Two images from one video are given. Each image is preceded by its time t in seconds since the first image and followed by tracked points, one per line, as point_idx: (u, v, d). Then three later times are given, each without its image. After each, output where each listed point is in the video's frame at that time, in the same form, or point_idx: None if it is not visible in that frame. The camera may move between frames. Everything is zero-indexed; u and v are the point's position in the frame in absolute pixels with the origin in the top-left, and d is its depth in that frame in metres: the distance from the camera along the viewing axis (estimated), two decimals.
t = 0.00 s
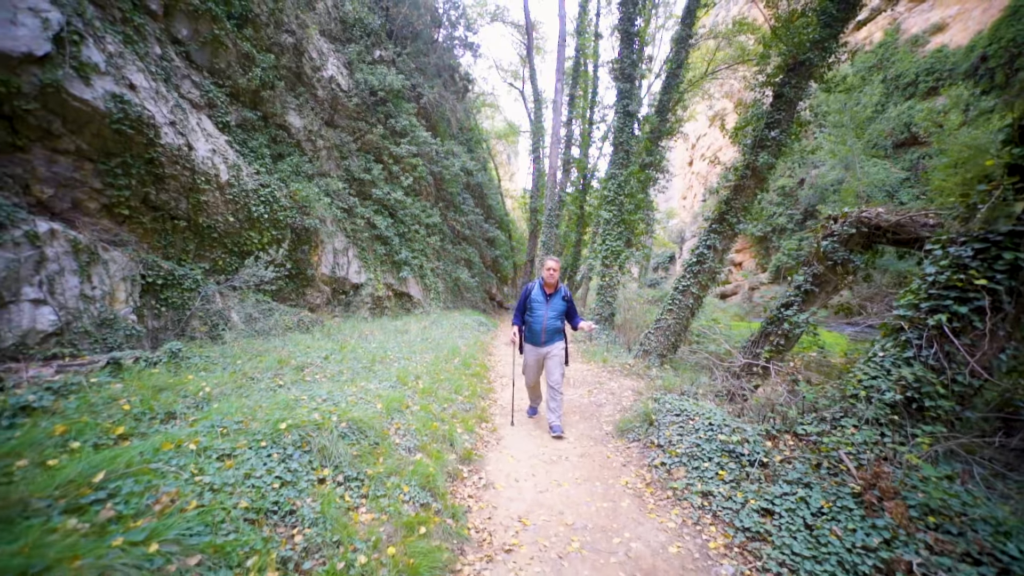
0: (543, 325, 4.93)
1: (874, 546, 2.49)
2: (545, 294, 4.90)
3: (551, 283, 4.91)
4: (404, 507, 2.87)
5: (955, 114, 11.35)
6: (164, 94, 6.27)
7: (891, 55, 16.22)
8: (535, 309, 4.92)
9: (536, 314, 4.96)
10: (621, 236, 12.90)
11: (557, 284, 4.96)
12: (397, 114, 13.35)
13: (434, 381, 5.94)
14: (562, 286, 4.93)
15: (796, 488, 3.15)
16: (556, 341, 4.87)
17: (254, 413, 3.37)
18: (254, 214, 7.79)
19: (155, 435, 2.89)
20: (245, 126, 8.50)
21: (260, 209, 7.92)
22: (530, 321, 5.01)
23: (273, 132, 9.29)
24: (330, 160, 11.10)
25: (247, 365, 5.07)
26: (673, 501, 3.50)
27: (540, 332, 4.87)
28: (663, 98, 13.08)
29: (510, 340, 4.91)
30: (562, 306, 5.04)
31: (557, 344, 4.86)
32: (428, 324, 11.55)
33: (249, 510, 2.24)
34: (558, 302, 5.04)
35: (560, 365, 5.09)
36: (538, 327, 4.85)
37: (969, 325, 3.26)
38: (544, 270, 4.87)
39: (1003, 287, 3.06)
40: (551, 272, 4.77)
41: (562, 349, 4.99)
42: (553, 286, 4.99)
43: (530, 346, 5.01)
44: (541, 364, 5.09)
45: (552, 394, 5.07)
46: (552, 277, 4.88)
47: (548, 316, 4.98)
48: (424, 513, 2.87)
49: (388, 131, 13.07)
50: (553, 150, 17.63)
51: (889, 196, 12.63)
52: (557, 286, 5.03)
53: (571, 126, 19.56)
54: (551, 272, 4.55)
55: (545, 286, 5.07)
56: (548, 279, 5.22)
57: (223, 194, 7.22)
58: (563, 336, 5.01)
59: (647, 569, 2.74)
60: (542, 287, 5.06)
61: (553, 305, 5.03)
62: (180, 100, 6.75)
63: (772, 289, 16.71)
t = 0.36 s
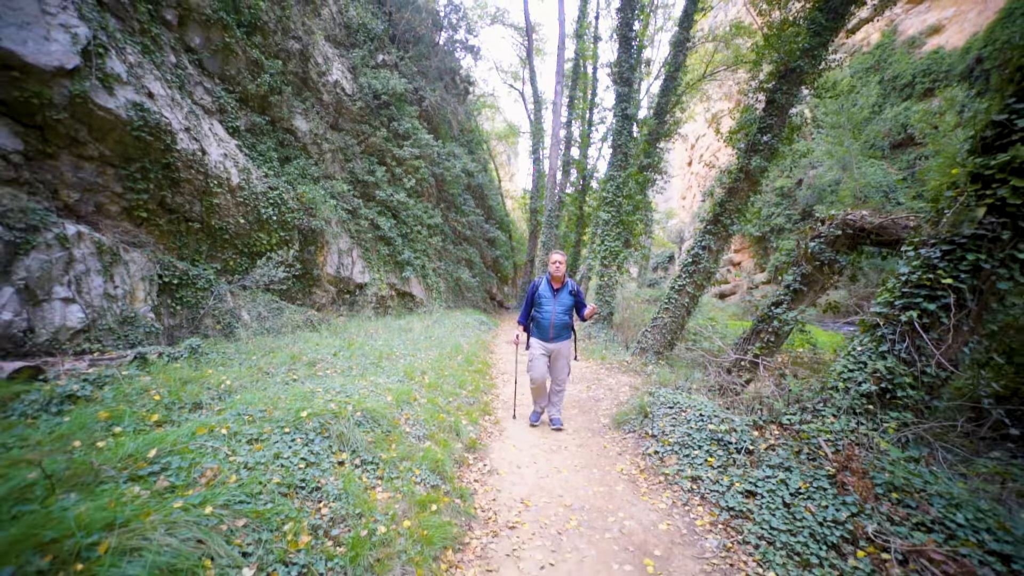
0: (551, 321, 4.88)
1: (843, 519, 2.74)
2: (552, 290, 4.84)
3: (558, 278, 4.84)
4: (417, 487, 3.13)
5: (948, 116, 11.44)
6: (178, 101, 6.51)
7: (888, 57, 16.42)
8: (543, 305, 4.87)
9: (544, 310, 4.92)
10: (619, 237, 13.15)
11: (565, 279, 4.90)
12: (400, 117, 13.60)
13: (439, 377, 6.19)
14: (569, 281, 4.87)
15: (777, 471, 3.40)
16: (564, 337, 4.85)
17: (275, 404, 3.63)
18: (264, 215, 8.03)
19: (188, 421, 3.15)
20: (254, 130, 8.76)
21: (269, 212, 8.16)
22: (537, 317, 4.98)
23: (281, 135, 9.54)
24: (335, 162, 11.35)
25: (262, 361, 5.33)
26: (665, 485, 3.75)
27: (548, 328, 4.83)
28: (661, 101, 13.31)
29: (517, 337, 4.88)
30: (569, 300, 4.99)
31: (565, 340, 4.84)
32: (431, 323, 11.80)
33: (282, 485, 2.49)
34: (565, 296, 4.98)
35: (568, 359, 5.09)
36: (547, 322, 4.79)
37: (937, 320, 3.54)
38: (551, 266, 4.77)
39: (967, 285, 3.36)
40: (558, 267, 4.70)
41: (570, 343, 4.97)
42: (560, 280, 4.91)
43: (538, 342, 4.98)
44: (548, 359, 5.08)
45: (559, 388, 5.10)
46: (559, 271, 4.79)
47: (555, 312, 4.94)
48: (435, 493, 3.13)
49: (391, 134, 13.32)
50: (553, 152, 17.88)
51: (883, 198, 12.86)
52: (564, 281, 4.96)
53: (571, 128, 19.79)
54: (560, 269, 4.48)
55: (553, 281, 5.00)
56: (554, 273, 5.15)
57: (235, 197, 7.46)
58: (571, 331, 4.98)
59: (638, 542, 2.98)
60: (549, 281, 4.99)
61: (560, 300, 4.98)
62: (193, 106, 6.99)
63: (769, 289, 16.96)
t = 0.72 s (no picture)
0: (552, 326, 4.78)
1: (812, 497, 3.01)
2: (551, 294, 4.75)
3: (556, 281, 4.77)
4: (423, 471, 3.39)
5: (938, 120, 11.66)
6: (191, 108, 6.77)
7: (883, 60, 16.64)
8: (543, 310, 4.77)
9: (544, 315, 4.82)
10: (617, 237, 13.41)
11: (562, 282, 4.84)
12: (402, 120, 13.85)
13: (441, 372, 6.45)
14: (568, 283, 4.83)
15: (757, 457, 3.67)
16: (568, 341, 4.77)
17: (291, 395, 3.89)
18: (271, 218, 8.29)
19: (211, 410, 3.41)
20: (261, 135, 9.02)
21: (276, 214, 8.42)
22: (537, 322, 4.85)
23: (287, 139, 9.80)
24: (339, 165, 11.60)
25: (273, 357, 5.59)
26: (655, 471, 4.01)
27: (551, 334, 4.73)
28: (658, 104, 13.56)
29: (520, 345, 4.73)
30: (568, 303, 4.93)
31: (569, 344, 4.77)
32: (432, 322, 12.05)
33: (302, 465, 2.76)
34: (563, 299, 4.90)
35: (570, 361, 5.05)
36: (548, 327, 4.70)
37: (904, 318, 3.86)
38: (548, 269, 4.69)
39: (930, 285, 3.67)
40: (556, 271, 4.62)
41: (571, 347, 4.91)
42: (558, 283, 4.83)
43: (539, 347, 4.88)
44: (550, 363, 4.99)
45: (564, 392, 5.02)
46: (557, 274, 4.73)
47: (555, 316, 4.85)
48: (440, 476, 3.39)
49: (393, 137, 13.58)
50: (552, 154, 18.14)
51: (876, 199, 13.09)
52: (562, 284, 4.89)
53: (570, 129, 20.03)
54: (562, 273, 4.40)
55: (549, 285, 4.92)
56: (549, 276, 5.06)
57: (243, 200, 7.72)
58: (572, 334, 4.92)
59: (626, 521, 3.24)
60: (546, 285, 4.89)
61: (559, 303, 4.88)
62: (204, 113, 7.26)
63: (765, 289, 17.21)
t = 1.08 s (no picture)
0: (548, 322, 5.02)
1: (780, 476, 3.33)
2: (545, 291, 5.02)
3: (548, 278, 5.06)
4: (428, 454, 3.70)
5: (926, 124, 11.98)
6: (204, 116, 7.09)
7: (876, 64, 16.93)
8: (537, 307, 5.02)
9: (539, 312, 5.06)
10: (614, 238, 13.73)
11: (554, 279, 5.13)
12: (403, 123, 14.16)
13: (443, 368, 6.76)
14: (559, 281, 5.12)
15: (735, 442, 3.99)
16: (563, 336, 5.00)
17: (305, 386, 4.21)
18: (278, 220, 8.59)
19: (234, 399, 3.73)
20: (268, 140, 9.33)
21: (284, 216, 8.72)
22: (532, 319, 5.08)
23: (292, 144, 10.11)
24: (342, 168, 11.91)
25: (284, 353, 5.89)
26: (643, 457, 4.32)
27: (547, 330, 4.96)
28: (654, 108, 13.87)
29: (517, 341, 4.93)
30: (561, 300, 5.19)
31: (564, 339, 5.00)
32: (433, 321, 12.36)
33: (321, 445, 3.08)
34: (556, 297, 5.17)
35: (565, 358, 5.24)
36: (544, 324, 4.94)
37: (872, 315, 4.20)
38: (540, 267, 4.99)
39: (893, 285, 4.05)
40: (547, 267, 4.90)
41: (567, 343, 5.12)
42: (549, 281, 5.12)
43: (535, 344, 5.09)
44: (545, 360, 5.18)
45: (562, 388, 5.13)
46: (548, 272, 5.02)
47: (549, 313, 5.10)
48: (444, 459, 3.71)
49: (395, 140, 13.90)
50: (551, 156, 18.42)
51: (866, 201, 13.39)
52: (553, 282, 5.18)
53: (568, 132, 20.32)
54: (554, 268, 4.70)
55: (542, 283, 5.20)
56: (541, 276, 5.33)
57: (253, 203, 8.02)
58: (566, 330, 5.15)
59: (613, 499, 3.55)
60: (538, 284, 5.16)
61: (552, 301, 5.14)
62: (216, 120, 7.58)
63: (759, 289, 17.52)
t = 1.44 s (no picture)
0: (542, 320, 5.24)
1: (760, 462, 3.60)
2: (539, 290, 5.24)
3: (543, 278, 5.28)
4: (433, 442, 3.97)
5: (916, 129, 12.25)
6: (215, 123, 7.37)
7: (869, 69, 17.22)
8: (532, 306, 5.26)
9: (533, 310, 5.30)
10: (611, 239, 14.00)
11: (550, 279, 5.33)
12: (405, 127, 14.43)
13: (445, 365, 7.02)
14: (554, 280, 5.31)
15: (720, 433, 4.26)
16: (556, 334, 5.19)
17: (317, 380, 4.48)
18: (285, 222, 8.85)
19: (253, 391, 4.00)
20: (274, 144, 9.60)
21: (290, 218, 8.98)
22: (527, 317, 5.33)
23: (297, 148, 10.38)
24: (346, 171, 12.17)
25: (294, 351, 6.15)
26: (634, 447, 4.59)
27: (539, 328, 5.19)
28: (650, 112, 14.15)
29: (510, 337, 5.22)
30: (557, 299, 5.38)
31: (556, 337, 5.20)
32: (434, 320, 12.62)
33: (336, 433, 3.35)
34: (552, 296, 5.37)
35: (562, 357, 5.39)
36: (536, 322, 5.17)
37: (848, 314, 4.46)
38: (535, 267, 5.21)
39: (868, 285, 4.32)
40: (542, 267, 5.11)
41: (562, 341, 5.27)
42: (546, 280, 5.33)
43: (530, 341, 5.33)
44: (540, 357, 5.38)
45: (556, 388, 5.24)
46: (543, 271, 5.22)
47: (544, 311, 5.32)
48: (448, 447, 3.99)
49: (397, 143, 14.17)
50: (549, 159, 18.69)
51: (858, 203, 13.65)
52: (550, 282, 5.38)
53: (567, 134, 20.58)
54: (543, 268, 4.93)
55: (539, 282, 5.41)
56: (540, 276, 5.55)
57: (261, 206, 8.29)
58: (562, 329, 5.32)
59: (605, 484, 3.83)
60: (535, 283, 5.39)
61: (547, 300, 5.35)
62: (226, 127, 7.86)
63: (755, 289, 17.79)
